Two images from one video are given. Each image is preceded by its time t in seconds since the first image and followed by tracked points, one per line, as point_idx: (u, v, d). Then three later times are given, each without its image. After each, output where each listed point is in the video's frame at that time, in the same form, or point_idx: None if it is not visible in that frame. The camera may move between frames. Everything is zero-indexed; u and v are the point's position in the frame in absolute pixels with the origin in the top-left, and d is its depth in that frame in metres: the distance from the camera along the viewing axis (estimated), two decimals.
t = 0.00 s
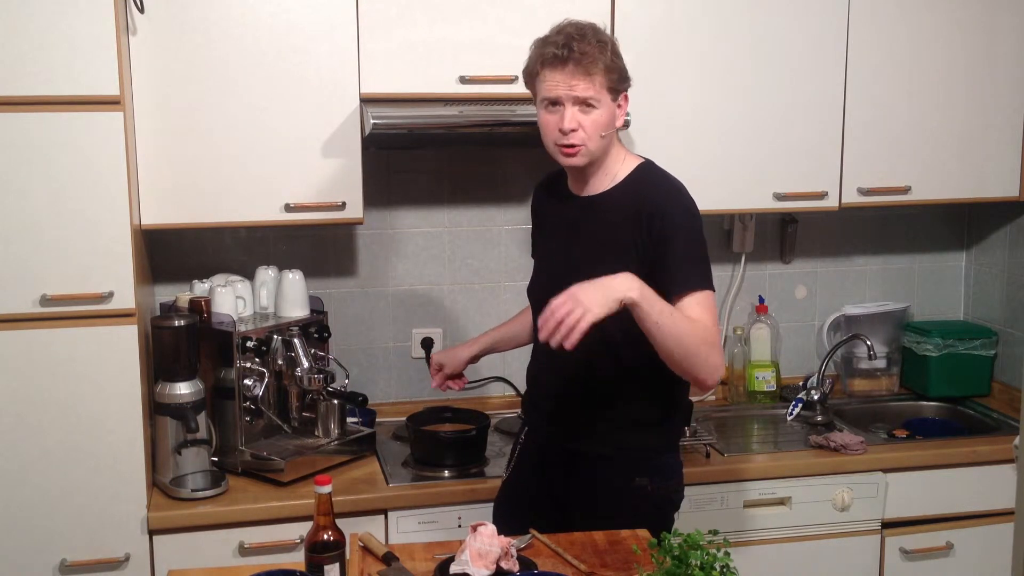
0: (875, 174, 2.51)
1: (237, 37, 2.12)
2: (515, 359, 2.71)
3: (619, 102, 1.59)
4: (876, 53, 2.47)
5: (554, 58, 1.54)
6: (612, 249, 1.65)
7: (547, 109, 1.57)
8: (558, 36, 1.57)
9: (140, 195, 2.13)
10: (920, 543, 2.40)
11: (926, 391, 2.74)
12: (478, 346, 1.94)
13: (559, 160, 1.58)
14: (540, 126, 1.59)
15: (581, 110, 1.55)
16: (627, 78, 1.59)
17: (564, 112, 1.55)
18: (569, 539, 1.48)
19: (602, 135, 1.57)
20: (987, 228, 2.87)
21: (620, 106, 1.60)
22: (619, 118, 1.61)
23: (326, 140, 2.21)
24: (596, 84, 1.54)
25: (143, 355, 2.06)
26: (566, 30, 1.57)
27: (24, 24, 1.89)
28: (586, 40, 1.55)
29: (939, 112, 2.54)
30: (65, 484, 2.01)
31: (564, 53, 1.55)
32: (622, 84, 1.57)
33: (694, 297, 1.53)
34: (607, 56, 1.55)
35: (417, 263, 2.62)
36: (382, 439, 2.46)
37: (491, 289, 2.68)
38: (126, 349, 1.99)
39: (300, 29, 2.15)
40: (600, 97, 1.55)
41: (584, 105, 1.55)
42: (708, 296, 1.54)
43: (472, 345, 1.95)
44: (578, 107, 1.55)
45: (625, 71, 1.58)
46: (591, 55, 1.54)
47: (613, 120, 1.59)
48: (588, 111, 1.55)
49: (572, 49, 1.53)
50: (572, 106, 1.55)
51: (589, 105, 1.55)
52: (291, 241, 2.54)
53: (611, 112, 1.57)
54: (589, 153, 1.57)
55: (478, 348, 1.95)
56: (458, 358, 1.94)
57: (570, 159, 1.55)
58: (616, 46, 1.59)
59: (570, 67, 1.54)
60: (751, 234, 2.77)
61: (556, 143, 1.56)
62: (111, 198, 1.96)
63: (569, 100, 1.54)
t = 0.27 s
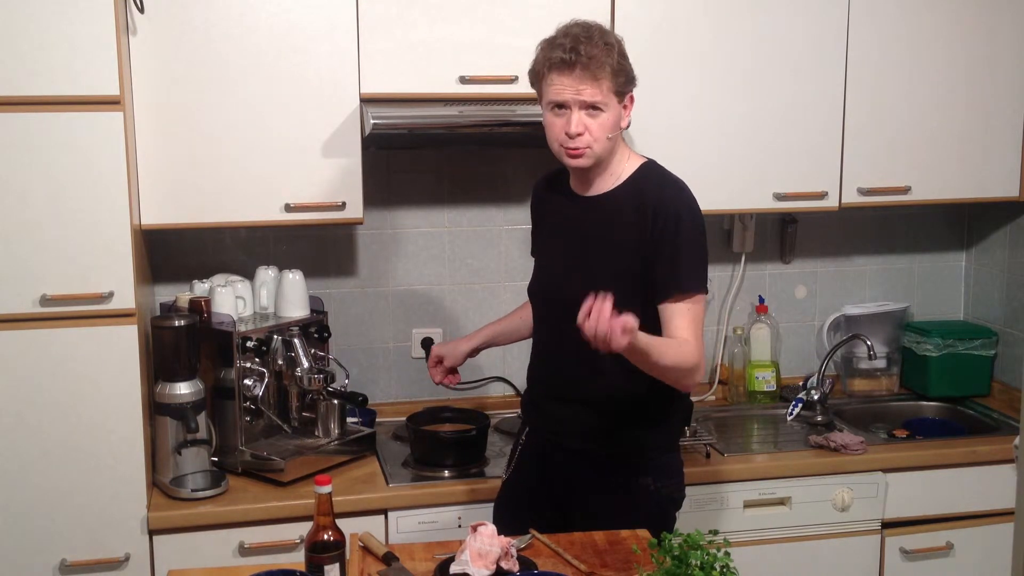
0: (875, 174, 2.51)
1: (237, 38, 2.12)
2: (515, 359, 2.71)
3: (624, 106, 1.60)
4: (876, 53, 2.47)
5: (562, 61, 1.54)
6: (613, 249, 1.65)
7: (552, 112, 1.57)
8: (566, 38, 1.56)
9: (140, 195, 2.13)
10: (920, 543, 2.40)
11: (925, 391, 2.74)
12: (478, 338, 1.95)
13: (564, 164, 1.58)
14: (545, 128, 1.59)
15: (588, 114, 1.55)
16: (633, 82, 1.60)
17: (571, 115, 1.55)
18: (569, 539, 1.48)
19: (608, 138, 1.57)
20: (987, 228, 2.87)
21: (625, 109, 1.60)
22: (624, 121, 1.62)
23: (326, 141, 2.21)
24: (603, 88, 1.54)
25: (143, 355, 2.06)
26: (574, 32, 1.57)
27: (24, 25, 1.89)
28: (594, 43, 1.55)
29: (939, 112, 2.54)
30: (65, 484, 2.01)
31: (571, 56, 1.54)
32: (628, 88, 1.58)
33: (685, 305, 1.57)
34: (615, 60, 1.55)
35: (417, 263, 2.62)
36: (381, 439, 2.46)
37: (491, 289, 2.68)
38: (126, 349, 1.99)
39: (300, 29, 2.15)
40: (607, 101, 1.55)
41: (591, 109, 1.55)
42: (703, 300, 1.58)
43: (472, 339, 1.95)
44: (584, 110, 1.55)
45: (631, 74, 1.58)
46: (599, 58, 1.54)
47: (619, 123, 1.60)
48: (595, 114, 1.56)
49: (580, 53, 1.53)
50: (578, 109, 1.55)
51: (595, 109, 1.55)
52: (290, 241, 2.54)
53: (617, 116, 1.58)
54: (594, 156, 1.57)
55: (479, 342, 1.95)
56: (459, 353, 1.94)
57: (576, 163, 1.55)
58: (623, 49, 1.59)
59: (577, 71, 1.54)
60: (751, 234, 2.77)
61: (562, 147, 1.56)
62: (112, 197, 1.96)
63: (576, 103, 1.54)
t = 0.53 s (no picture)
0: (875, 174, 2.51)
1: (237, 37, 2.12)
2: (515, 359, 2.71)
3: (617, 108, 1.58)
4: (877, 53, 2.47)
5: (544, 73, 1.53)
6: (614, 250, 1.65)
7: (542, 120, 1.58)
8: (550, 45, 1.54)
9: (140, 195, 2.13)
10: (920, 543, 2.40)
11: (926, 391, 2.74)
12: (485, 346, 1.95)
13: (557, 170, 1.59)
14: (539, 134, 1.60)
15: (573, 123, 1.55)
16: (625, 84, 1.57)
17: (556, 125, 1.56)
18: (569, 539, 1.48)
19: (596, 144, 1.57)
20: (987, 228, 2.87)
21: (618, 111, 1.58)
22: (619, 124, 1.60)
23: (326, 140, 2.21)
24: (585, 97, 1.53)
25: (143, 355, 2.06)
26: (559, 37, 1.55)
27: (24, 25, 1.89)
28: (579, 50, 1.53)
29: (939, 112, 2.54)
30: (65, 484, 2.01)
31: (554, 66, 1.53)
32: (617, 92, 1.55)
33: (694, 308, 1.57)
34: (599, 67, 1.52)
35: (417, 263, 2.62)
36: (381, 439, 2.46)
37: (491, 289, 2.68)
38: (126, 349, 1.99)
39: (300, 30, 2.15)
40: (591, 109, 1.54)
41: (575, 118, 1.55)
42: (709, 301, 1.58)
43: (478, 347, 1.95)
44: (568, 120, 1.55)
45: (621, 76, 1.55)
46: (581, 67, 1.52)
47: (610, 126, 1.58)
48: (580, 123, 1.55)
49: (562, 64, 1.52)
50: (563, 120, 1.55)
51: (580, 118, 1.55)
52: (290, 241, 2.54)
53: (605, 122, 1.56)
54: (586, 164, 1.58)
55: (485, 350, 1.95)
56: (466, 361, 1.95)
57: (564, 173, 1.56)
58: (612, 49, 1.55)
59: (559, 82, 1.53)
60: (751, 234, 2.77)
61: (551, 156, 1.58)
62: (112, 197, 1.96)
63: (559, 114, 1.54)
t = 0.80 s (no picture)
0: (875, 174, 2.51)
1: (237, 37, 2.12)
2: (515, 359, 2.71)
3: (568, 122, 1.60)
4: (877, 53, 2.47)
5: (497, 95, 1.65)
6: (615, 250, 1.66)
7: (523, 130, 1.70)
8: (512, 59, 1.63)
9: (140, 195, 2.13)
10: (920, 543, 2.40)
11: (926, 391, 2.74)
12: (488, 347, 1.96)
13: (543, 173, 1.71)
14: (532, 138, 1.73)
15: (529, 138, 1.65)
16: (573, 98, 1.57)
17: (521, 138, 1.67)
18: (569, 539, 1.48)
19: (553, 156, 1.64)
20: (987, 228, 2.87)
21: (572, 125, 1.60)
22: (578, 136, 1.61)
23: (326, 140, 2.21)
24: (527, 115, 1.61)
25: (143, 355, 2.06)
26: (521, 51, 1.62)
27: (24, 25, 1.89)
28: (526, 67, 1.59)
29: (939, 112, 2.54)
30: (65, 485, 2.01)
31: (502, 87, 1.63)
32: (561, 108, 1.58)
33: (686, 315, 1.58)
34: (534, 87, 1.58)
35: (417, 263, 2.62)
36: (382, 439, 2.46)
37: (492, 289, 2.68)
38: (126, 349, 1.99)
39: (300, 29, 2.15)
40: (535, 127, 1.61)
41: (528, 133, 1.64)
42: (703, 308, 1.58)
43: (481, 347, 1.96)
44: (524, 135, 1.65)
45: (563, 89, 1.56)
46: (523, 85, 1.59)
47: (567, 136, 1.61)
48: (534, 139, 1.64)
49: (504, 86, 1.62)
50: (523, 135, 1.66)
51: (530, 134, 1.63)
52: (290, 241, 2.54)
53: (554, 137, 1.61)
54: (550, 173, 1.67)
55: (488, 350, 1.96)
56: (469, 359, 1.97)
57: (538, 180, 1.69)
58: (557, 64, 1.56)
59: (506, 102, 1.63)
60: (751, 234, 2.77)
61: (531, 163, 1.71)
62: (111, 197, 1.96)
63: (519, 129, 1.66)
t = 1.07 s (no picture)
0: (875, 174, 2.51)
1: (237, 37, 2.12)
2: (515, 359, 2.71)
3: (545, 127, 1.62)
4: (877, 52, 2.47)
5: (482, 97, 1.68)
6: (609, 250, 1.66)
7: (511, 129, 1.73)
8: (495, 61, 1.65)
9: (140, 195, 2.13)
10: (920, 543, 2.40)
11: (926, 391, 2.74)
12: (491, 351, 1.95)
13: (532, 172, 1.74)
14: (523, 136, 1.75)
15: (510, 140, 1.67)
16: (549, 104, 1.59)
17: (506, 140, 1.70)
18: (569, 539, 1.48)
19: (534, 160, 1.66)
20: (987, 228, 2.87)
21: (548, 130, 1.62)
22: (557, 140, 1.63)
23: (326, 140, 2.21)
24: (505, 121, 1.64)
25: (143, 355, 2.06)
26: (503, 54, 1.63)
27: (23, 25, 1.89)
28: (503, 72, 1.61)
29: (939, 112, 2.54)
30: (65, 485, 2.01)
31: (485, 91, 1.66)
32: (537, 113, 1.60)
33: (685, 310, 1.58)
34: (508, 95, 1.60)
35: (417, 263, 2.62)
36: (382, 439, 2.46)
37: (492, 289, 2.68)
38: (126, 349, 1.99)
39: (300, 29, 2.15)
40: (513, 131, 1.64)
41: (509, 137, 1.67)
42: (701, 304, 1.58)
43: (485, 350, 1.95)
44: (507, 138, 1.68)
45: (538, 97, 1.58)
46: (500, 90, 1.61)
47: (544, 141, 1.63)
48: (515, 142, 1.67)
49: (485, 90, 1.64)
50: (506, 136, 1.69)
51: (511, 137, 1.66)
52: (290, 241, 2.54)
53: (532, 141, 1.64)
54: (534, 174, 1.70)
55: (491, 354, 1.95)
56: (471, 360, 1.95)
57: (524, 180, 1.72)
58: (531, 70, 1.57)
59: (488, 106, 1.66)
60: (751, 234, 2.77)
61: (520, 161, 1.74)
62: (111, 197, 1.96)
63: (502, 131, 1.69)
